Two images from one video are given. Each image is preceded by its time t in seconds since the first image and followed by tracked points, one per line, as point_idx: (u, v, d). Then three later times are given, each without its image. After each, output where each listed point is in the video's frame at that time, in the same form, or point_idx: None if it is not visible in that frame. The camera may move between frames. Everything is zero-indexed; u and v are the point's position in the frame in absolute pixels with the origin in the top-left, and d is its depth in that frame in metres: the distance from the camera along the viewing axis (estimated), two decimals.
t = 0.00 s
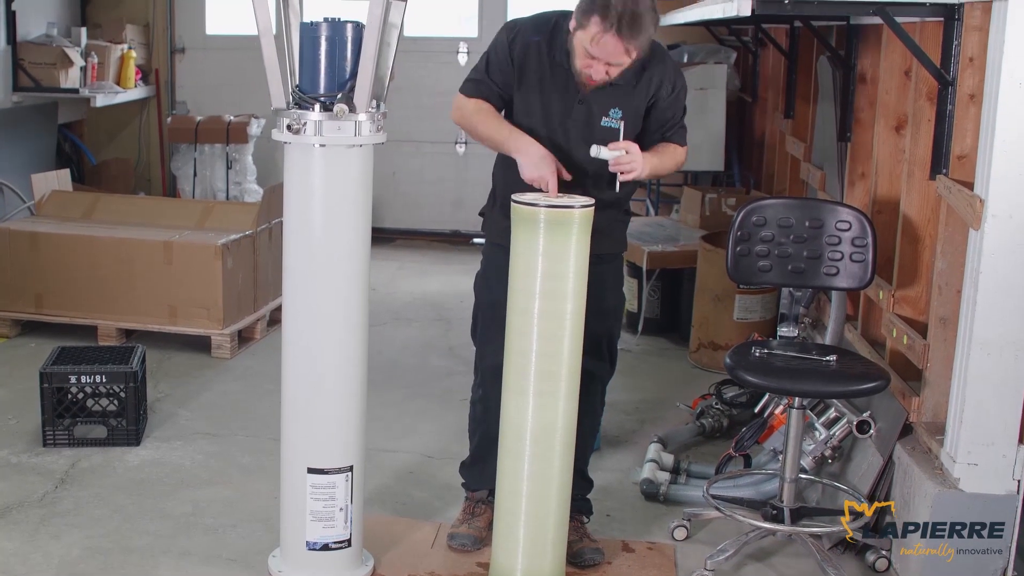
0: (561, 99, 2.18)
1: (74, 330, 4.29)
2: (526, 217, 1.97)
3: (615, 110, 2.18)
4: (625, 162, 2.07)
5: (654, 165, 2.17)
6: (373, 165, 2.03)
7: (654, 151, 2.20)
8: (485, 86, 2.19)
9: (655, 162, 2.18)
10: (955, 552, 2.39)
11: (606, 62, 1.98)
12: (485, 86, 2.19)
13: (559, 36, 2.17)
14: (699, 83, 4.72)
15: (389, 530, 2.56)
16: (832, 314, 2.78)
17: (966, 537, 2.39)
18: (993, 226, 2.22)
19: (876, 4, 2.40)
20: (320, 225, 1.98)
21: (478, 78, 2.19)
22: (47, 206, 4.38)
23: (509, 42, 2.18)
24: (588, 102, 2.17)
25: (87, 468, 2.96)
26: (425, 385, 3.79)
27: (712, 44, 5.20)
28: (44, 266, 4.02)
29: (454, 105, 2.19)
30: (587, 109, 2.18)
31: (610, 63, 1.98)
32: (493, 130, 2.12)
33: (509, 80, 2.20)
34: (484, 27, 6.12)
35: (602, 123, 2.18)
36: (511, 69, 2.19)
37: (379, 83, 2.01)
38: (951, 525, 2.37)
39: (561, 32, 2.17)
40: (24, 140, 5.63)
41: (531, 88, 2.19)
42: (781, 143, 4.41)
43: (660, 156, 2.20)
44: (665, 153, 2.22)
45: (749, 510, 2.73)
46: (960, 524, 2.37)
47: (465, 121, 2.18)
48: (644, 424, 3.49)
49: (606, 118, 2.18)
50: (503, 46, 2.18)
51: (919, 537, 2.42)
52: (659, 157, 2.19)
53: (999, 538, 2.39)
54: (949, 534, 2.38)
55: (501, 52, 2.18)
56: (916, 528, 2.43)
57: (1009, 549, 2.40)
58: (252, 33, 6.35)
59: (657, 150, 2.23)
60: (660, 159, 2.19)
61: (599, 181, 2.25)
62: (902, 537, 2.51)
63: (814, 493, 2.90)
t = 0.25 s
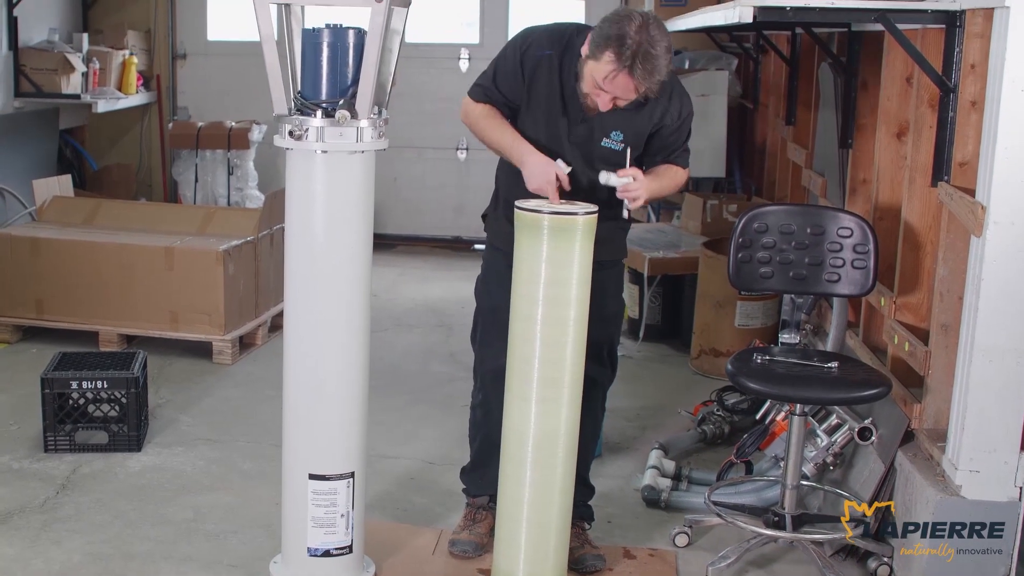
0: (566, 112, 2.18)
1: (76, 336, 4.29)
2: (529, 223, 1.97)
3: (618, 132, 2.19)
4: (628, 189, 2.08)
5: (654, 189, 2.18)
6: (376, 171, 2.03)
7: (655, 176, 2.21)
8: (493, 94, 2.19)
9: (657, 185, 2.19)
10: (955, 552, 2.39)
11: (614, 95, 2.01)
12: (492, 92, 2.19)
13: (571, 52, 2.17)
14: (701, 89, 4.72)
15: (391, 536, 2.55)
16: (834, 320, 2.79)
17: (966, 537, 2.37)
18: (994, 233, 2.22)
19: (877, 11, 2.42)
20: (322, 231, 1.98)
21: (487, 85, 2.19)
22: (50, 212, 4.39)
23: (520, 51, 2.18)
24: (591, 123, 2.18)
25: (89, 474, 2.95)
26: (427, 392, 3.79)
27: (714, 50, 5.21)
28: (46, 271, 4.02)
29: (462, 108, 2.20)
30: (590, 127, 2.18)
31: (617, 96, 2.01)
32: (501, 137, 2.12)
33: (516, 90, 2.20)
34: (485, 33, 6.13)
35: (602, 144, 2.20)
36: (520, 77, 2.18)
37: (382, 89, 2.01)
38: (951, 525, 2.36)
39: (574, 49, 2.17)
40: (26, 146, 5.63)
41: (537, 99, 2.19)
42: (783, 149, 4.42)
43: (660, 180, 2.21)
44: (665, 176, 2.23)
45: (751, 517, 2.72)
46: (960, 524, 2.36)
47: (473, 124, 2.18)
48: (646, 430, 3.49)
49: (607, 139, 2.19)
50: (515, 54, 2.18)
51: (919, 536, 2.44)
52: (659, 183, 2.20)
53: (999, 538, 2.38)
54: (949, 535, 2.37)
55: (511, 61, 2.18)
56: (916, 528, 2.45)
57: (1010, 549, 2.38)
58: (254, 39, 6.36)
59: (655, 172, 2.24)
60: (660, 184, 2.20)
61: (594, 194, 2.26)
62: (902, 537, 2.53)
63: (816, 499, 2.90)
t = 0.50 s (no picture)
0: (570, 118, 2.19)
1: (77, 340, 4.29)
2: (528, 228, 1.97)
3: (617, 143, 2.20)
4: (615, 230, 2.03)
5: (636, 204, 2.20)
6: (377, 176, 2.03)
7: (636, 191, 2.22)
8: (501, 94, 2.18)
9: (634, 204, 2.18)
10: (955, 552, 2.37)
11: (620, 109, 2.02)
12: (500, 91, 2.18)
13: (583, 59, 2.17)
14: (702, 94, 4.72)
15: (392, 541, 2.55)
16: (836, 326, 2.78)
17: (965, 537, 2.37)
18: (996, 239, 2.22)
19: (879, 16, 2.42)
20: (324, 235, 1.98)
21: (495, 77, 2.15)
22: (51, 216, 4.39)
23: (531, 53, 2.18)
24: (593, 131, 2.19)
25: (90, 478, 2.95)
26: (428, 396, 3.78)
27: (715, 55, 5.21)
28: (48, 276, 4.02)
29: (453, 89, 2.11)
30: (591, 135, 2.19)
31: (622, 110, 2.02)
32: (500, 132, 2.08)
33: (524, 87, 2.19)
34: (487, 38, 6.13)
35: (601, 153, 2.21)
36: (528, 80, 2.18)
37: (384, 94, 2.01)
38: (951, 524, 2.35)
39: (586, 57, 2.16)
40: (27, 150, 5.64)
41: (544, 102, 2.19)
42: (784, 155, 4.42)
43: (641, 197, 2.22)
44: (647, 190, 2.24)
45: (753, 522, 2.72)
46: (959, 524, 2.35)
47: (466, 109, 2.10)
48: (647, 435, 3.48)
49: (607, 149, 2.21)
50: (525, 56, 2.18)
51: (919, 536, 2.43)
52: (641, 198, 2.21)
53: (999, 537, 2.37)
54: (949, 535, 2.36)
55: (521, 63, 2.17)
56: (915, 528, 2.45)
57: (1009, 548, 2.38)
58: (256, 43, 6.37)
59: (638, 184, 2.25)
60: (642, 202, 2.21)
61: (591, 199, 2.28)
62: (902, 537, 2.53)
63: (818, 505, 2.90)
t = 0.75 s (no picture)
0: (577, 119, 2.19)
1: (79, 342, 4.30)
2: (532, 231, 1.96)
3: (626, 142, 2.20)
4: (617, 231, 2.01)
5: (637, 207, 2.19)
6: (380, 179, 2.03)
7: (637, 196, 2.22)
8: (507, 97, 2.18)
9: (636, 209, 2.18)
10: (955, 552, 2.38)
11: (627, 101, 2.01)
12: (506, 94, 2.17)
13: (589, 58, 2.17)
14: (705, 97, 4.72)
15: (394, 543, 2.55)
16: (838, 329, 2.76)
17: (966, 537, 2.36)
18: (999, 242, 2.22)
19: (882, 19, 2.41)
20: (326, 238, 1.98)
21: (500, 80, 2.16)
22: (54, 218, 4.39)
23: (537, 53, 2.18)
24: (601, 130, 2.19)
25: (92, 480, 2.95)
26: (430, 399, 3.78)
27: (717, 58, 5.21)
28: (50, 278, 4.03)
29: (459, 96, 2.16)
30: (599, 134, 2.19)
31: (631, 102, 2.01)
32: (500, 137, 2.10)
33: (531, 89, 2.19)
34: (489, 41, 6.14)
35: (610, 151, 2.21)
36: (534, 81, 2.18)
37: (386, 96, 2.01)
38: (951, 524, 2.36)
39: (592, 55, 2.17)
40: (30, 152, 5.65)
41: (550, 103, 2.19)
42: (787, 157, 4.42)
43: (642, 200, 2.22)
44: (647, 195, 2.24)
45: (755, 526, 2.72)
46: (959, 524, 2.35)
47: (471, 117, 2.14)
48: (649, 438, 3.48)
49: (615, 148, 2.20)
50: (531, 56, 2.18)
51: (919, 536, 2.44)
52: (643, 203, 2.21)
53: (999, 537, 2.37)
54: (949, 535, 2.36)
55: (526, 64, 2.17)
56: (916, 528, 2.46)
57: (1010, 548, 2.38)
58: (259, 46, 6.37)
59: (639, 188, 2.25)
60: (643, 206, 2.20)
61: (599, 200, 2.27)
62: (902, 537, 2.54)
63: (820, 508, 2.89)
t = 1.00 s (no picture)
0: (566, 115, 2.19)
1: (77, 344, 4.29)
2: (532, 234, 1.97)
3: (619, 126, 2.19)
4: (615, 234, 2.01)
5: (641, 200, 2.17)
6: (377, 181, 2.03)
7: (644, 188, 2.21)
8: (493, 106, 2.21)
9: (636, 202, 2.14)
10: (955, 552, 2.38)
11: (604, 72, 1.98)
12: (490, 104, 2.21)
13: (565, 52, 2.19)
14: (702, 99, 4.73)
15: (392, 546, 2.55)
16: (835, 331, 2.77)
17: (966, 537, 2.36)
18: (996, 245, 2.22)
19: (879, 21, 2.44)
20: (323, 239, 1.98)
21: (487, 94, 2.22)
22: (51, 221, 4.39)
23: (516, 58, 2.20)
24: (592, 119, 2.19)
25: (89, 483, 2.95)
26: (428, 401, 3.78)
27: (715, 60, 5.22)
28: (48, 280, 4.02)
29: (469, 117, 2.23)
30: (591, 125, 2.19)
31: (608, 73, 1.98)
32: (496, 143, 2.15)
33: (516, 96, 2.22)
34: (487, 43, 6.14)
35: (606, 139, 2.20)
36: (518, 85, 2.21)
37: (384, 98, 2.01)
38: (951, 524, 2.35)
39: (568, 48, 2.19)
40: (27, 155, 5.64)
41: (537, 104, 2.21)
42: (784, 159, 4.43)
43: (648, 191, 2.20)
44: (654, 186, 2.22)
45: (752, 528, 2.72)
46: (960, 524, 2.35)
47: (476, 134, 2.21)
48: (647, 440, 3.48)
49: (610, 135, 2.20)
50: (509, 62, 2.20)
51: (919, 536, 2.43)
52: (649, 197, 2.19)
53: (999, 537, 2.37)
54: (949, 535, 2.36)
55: (507, 72, 2.20)
56: (917, 528, 2.45)
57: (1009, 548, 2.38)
58: (256, 48, 6.37)
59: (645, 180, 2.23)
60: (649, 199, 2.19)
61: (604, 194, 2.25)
62: (902, 537, 2.53)
63: (817, 510, 2.90)
